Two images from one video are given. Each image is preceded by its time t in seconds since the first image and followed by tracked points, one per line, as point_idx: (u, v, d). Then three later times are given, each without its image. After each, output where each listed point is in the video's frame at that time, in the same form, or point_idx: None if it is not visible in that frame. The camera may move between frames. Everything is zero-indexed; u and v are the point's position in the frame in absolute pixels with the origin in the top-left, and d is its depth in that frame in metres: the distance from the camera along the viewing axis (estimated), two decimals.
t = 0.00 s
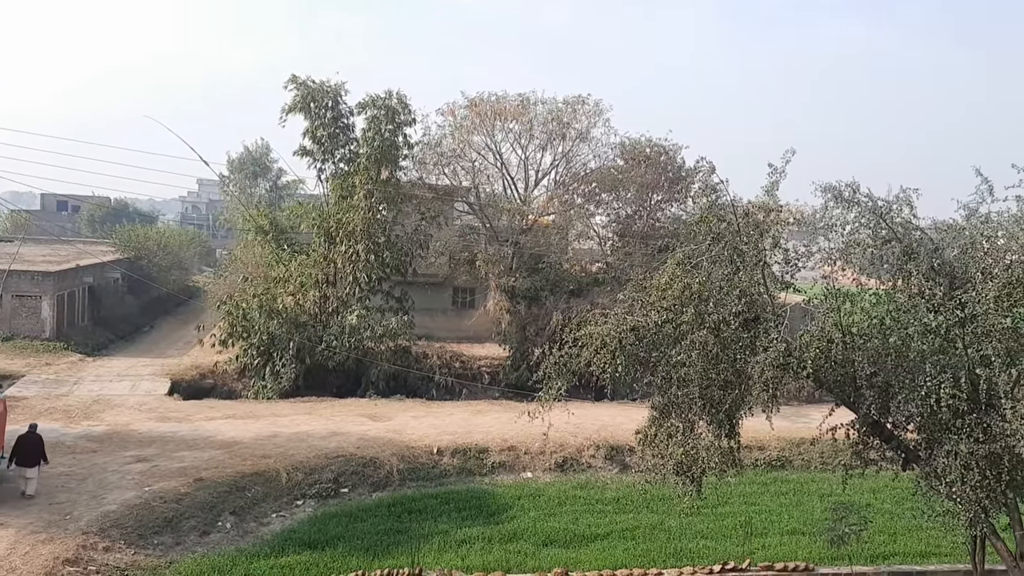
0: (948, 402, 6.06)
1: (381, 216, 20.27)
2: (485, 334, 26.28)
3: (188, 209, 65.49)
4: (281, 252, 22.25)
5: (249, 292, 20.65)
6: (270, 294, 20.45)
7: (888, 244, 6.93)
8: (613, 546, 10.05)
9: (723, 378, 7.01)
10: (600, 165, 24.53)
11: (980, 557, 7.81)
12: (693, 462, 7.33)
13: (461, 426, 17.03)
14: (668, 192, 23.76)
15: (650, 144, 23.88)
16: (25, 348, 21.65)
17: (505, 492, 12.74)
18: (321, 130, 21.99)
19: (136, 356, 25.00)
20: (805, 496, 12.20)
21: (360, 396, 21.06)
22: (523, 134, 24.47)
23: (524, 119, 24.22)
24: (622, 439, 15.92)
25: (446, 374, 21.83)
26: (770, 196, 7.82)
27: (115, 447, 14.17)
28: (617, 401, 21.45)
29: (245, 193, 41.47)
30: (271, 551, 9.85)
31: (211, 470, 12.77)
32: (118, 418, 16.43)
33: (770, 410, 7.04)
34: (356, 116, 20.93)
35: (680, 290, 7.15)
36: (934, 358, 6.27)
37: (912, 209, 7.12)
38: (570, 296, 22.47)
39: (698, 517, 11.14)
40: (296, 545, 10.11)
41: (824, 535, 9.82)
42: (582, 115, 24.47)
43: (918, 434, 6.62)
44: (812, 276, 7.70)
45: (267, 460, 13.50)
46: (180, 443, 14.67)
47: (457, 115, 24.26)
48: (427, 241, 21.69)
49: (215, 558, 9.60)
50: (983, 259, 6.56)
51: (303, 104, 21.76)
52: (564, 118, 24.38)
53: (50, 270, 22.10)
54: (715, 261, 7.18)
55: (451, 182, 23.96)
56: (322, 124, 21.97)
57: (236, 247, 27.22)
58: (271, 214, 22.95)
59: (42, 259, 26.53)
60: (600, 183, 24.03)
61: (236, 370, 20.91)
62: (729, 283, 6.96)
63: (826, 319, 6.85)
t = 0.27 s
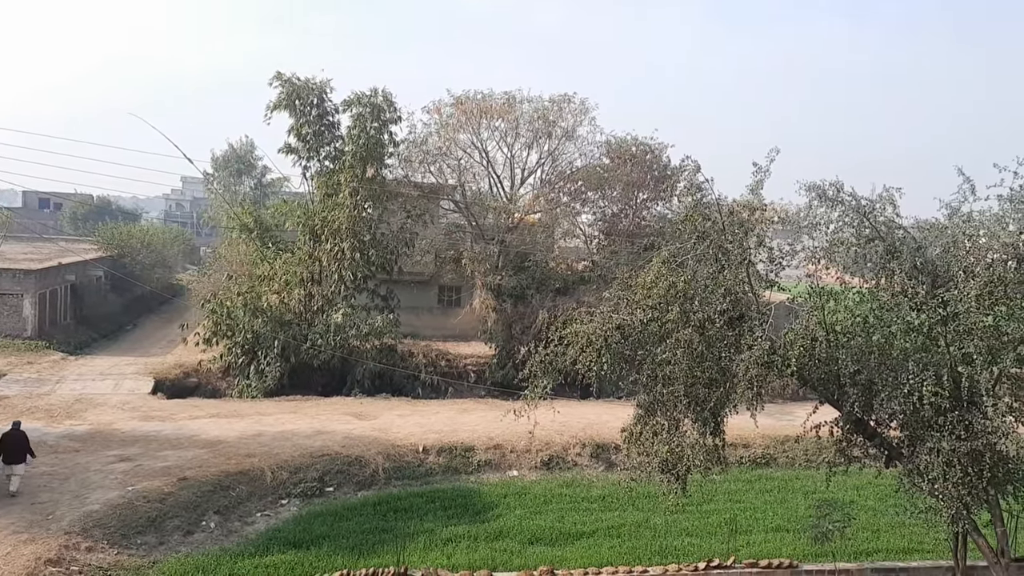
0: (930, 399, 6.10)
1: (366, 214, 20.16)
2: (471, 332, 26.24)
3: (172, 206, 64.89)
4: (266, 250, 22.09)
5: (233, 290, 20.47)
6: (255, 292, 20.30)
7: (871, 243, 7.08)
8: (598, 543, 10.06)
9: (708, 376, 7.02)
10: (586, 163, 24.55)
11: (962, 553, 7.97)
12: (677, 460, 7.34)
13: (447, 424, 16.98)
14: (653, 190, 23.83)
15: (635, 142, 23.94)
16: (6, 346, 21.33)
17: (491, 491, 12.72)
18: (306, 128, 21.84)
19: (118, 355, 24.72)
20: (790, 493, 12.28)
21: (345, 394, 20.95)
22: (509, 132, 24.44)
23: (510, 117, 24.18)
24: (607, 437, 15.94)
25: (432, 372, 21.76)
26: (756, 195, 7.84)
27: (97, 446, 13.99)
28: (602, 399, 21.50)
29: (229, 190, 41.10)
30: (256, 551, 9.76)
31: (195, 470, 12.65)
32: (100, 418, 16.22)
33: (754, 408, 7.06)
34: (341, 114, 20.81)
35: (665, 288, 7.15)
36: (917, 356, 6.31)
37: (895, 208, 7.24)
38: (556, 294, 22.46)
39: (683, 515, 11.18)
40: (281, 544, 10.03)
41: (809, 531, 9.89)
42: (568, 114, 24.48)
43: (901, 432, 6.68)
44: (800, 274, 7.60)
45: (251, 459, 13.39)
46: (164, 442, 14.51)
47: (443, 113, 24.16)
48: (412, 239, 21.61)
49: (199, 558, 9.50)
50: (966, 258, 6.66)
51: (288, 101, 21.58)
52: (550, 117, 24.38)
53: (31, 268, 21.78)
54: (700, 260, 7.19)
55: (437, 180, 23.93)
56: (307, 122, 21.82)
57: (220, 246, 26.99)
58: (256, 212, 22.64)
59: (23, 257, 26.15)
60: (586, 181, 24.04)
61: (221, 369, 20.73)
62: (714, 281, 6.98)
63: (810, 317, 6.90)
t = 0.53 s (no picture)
0: (914, 398, 6.16)
1: (353, 213, 20.04)
2: (458, 331, 26.20)
3: (157, 205, 64.31)
4: (251, 249, 21.94)
5: (218, 289, 20.29)
6: (240, 291, 20.16)
7: (856, 242, 7.07)
8: (585, 542, 10.08)
9: (694, 374, 7.04)
10: (573, 162, 24.54)
11: (945, 551, 8.11)
12: (664, 458, 7.34)
13: (433, 423, 16.93)
14: (640, 190, 23.90)
15: (622, 141, 24.00)
16: None
17: (478, 490, 12.69)
18: (292, 126, 21.71)
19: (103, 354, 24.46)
20: (776, 491, 12.35)
21: (331, 394, 20.83)
22: (496, 130, 24.41)
23: (497, 116, 24.14)
24: (594, 436, 15.95)
25: (419, 371, 21.69)
26: (741, 194, 7.83)
27: (81, 446, 13.82)
28: (589, 398, 21.52)
29: (214, 189, 40.78)
30: (241, 550, 9.68)
31: (180, 470, 12.52)
32: (84, 417, 16.03)
33: (740, 407, 7.08)
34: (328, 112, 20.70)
35: (652, 287, 7.14)
36: (901, 355, 6.36)
37: (879, 208, 7.26)
38: (543, 293, 22.43)
39: (669, 513, 11.21)
40: (266, 544, 9.95)
41: (794, 529, 9.94)
42: (555, 113, 24.47)
43: (885, 429, 6.73)
44: (784, 274, 7.74)
45: (237, 458, 13.27)
46: (148, 442, 14.35)
47: (429, 112, 24.09)
48: (399, 238, 21.50)
49: (184, 558, 9.41)
50: (951, 256, 6.62)
51: (274, 99, 21.42)
52: (537, 116, 24.37)
53: (14, 266, 21.50)
54: (686, 259, 7.19)
55: (424, 178, 23.89)
56: (293, 120, 21.68)
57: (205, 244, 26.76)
58: (241, 210, 22.76)
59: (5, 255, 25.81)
60: (573, 180, 24.05)
61: (206, 368, 20.56)
62: (700, 280, 6.99)
63: (796, 316, 6.91)
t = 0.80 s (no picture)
0: (899, 396, 6.21)
1: (340, 212, 19.94)
2: (445, 331, 26.15)
3: (142, 204, 63.74)
4: (238, 248, 21.79)
5: (204, 288, 20.13)
6: (226, 290, 20.02)
7: (841, 242, 7.08)
8: (572, 541, 10.08)
9: (680, 374, 7.05)
10: (560, 162, 24.55)
11: (931, 551, 8.15)
12: (651, 458, 7.35)
13: (421, 423, 16.89)
14: (627, 190, 23.98)
15: (609, 141, 24.06)
16: None
17: (465, 490, 12.66)
18: (279, 125, 21.59)
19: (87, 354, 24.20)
20: (762, 490, 12.42)
21: (318, 394, 20.71)
22: (483, 130, 24.38)
23: (485, 116, 24.12)
24: (582, 436, 15.96)
25: (406, 371, 21.62)
26: (728, 194, 7.82)
27: (65, 447, 13.66)
28: (577, 398, 21.54)
29: (200, 188, 40.47)
30: (227, 552, 9.60)
31: (165, 470, 12.40)
32: (68, 418, 15.84)
33: (726, 406, 7.11)
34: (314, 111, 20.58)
35: (638, 287, 7.14)
36: (885, 354, 6.41)
37: (864, 208, 7.26)
38: (531, 293, 22.42)
39: (656, 512, 11.23)
40: (253, 545, 9.87)
41: (780, 528, 9.99)
42: (542, 113, 24.49)
43: (870, 429, 6.77)
44: (769, 274, 7.72)
45: (223, 459, 13.17)
46: (133, 443, 14.20)
47: (416, 111, 24.02)
48: (386, 238, 21.42)
49: (169, 559, 9.31)
50: (934, 257, 6.67)
51: (260, 98, 21.26)
52: (524, 116, 24.36)
53: None
54: (673, 259, 7.20)
55: (411, 178, 24.08)
56: (280, 119, 21.55)
57: (191, 244, 26.54)
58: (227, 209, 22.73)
59: None
60: (560, 180, 24.07)
61: (192, 368, 20.38)
62: (686, 280, 7.01)
63: (781, 315, 6.95)
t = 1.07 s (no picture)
0: (883, 397, 6.27)
1: (326, 213, 19.85)
2: (433, 332, 26.08)
3: (127, 204, 63.14)
4: (223, 249, 21.61)
5: (189, 289, 19.95)
6: (212, 291, 19.83)
7: (826, 243, 7.10)
8: (559, 542, 10.07)
9: (667, 374, 7.06)
10: (547, 163, 24.55)
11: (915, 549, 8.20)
12: (637, 458, 7.35)
13: (407, 424, 16.83)
14: (614, 191, 24.05)
15: (597, 142, 24.11)
16: None
17: (452, 491, 12.63)
18: (265, 125, 21.45)
19: (70, 355, 23.92)
20: (748, 490, 12.47)
21: (304, 395, 20.57)
22: (470, 131, 24.35)
23: (472, 117, 24.09)
24: (569, 436, 15.97)
25: (393, 372, 21.53)
26: (714, 195, 7.81)
27: (49, 449, 13.49)
28: (564, 399, 21.57)
29: (186, 188, 40.14)
30: (212, 554, 9.52)
31: (150, 472, 12.27)
32: (51, 419, 15.64)
33: (712, 407, 7.13)
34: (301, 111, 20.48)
35: (625, 288, 7.14)
36: (870, 354, 6.46)
37: (849, 209, 7.28)
38: (518, 294, 22.40)
39: (642, 513, 11.24)
40: (238, 547, 9.79)
41: (766, 528, 10.04)
42: (529, 114, 24.50)
43: (855, 429, 6.80)
44: (755, 274, 7.73)
45: (209, 461, 13.05)
46: (117, 445, 14.05)
47: (404, 112, 23.95)
48: (372, 239, 21.33)
49: (154, 562, 9.22)
50: (918, 258, 6.71)
51: (246, 98, 21.09)
52: (512, 117, 24.35)
53: None
54: (660, 260, 7.21)
55: (398, 179, 23.92)
56: (266, 119, 21.40)
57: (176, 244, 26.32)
58: (212, 210, 22.43)
59: None
60: (547, 181, 24.07)
61: (177, 369, 20.19)
62: (673, 281, 7.02)
63: (767, 316, 6.98)
